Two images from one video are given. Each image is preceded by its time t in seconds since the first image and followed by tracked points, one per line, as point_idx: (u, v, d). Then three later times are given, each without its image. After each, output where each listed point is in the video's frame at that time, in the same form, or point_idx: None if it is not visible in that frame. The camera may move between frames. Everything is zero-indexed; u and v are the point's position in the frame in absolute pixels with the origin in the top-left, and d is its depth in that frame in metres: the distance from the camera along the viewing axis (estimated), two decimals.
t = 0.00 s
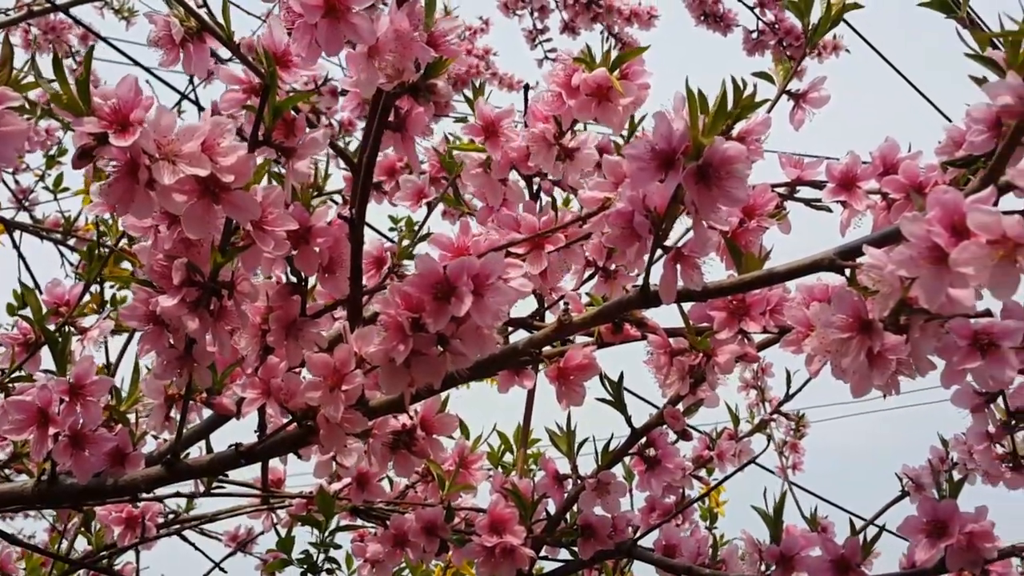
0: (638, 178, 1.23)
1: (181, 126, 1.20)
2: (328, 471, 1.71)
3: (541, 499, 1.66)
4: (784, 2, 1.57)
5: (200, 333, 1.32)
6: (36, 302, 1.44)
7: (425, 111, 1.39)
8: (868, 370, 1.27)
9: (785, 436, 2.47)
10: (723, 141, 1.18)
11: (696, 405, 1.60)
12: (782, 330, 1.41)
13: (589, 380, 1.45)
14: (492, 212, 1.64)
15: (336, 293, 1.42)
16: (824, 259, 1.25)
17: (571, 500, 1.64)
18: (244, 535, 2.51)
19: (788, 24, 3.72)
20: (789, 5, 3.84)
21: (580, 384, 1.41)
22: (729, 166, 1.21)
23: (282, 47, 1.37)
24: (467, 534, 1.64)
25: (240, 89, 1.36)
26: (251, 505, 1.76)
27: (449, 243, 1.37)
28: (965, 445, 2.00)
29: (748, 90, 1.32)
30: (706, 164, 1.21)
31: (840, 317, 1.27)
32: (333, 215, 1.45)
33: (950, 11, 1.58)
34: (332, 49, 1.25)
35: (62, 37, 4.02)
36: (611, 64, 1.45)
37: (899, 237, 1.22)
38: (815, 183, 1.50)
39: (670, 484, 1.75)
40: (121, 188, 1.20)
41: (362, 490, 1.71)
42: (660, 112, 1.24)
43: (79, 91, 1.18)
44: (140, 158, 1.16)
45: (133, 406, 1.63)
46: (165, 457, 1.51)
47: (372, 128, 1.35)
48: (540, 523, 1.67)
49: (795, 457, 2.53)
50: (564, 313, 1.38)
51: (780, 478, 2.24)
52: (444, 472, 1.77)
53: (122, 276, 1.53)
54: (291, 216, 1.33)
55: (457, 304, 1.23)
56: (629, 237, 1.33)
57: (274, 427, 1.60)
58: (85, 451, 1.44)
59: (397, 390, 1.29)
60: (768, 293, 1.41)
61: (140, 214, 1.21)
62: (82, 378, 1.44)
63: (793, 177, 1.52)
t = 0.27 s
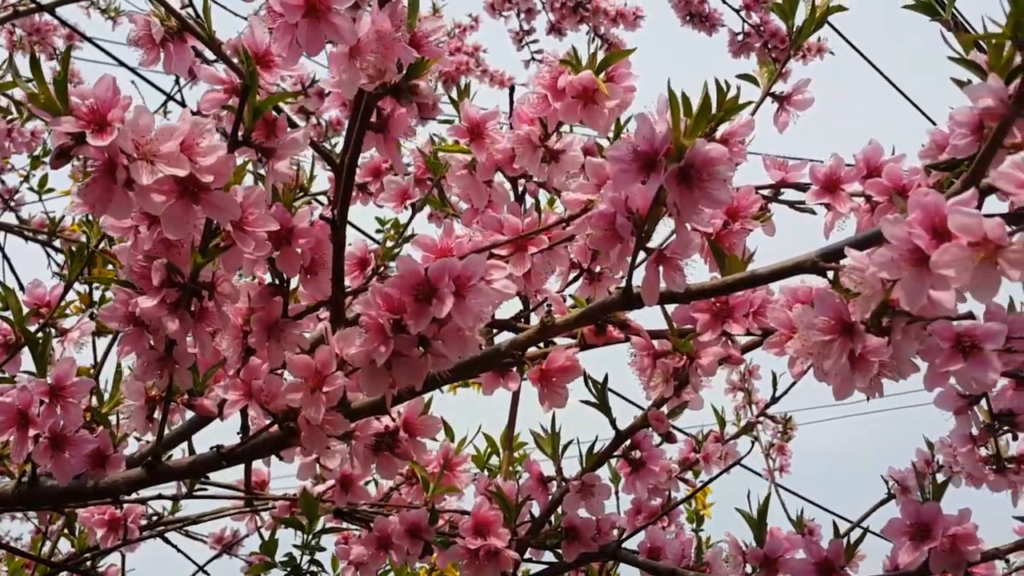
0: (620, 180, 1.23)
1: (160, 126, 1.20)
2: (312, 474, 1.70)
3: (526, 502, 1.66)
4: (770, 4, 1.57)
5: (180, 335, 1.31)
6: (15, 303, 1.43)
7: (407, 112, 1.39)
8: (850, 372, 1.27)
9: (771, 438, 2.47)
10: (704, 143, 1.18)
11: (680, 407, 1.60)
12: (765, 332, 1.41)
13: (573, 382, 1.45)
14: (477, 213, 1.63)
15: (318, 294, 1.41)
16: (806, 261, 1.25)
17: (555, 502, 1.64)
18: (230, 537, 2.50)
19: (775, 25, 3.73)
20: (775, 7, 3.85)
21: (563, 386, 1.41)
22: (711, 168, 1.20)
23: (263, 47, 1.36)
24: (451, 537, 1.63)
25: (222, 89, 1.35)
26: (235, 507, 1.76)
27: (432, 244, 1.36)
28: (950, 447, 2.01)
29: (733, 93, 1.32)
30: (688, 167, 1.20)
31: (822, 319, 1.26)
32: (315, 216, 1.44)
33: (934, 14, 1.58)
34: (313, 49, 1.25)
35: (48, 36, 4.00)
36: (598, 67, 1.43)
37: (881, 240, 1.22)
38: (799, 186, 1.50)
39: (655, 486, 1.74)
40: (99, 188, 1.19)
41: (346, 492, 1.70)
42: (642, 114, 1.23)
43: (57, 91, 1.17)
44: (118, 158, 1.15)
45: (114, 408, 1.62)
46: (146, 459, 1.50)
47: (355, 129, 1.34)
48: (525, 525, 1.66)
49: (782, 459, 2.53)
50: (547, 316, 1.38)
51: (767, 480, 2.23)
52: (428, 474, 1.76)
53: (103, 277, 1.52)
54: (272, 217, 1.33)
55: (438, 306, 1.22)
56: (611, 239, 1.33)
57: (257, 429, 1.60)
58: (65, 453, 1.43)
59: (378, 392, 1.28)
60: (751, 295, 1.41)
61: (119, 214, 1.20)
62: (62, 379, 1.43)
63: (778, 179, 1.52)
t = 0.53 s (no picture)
0: (606, 177, 1.22)
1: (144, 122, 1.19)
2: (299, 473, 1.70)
3: (514, 501, 1.65)
4: (756, 3, 1.57)
5: (165, 332, 1.30)
6: None
7: (394, 109, 1.39)
8: (835, 370, 1.27)
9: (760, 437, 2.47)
10: (689, 141, 1.18)
11: (668, 406, 1.60)
12: (751, 331, 1.41)
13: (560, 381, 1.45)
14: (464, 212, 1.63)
15: (305, 292, 1.41)
16: (792, 259, 1.25)
17: (543, 502, 1.63)
18: (218, 536, 2.49)
19: (763, 25, 3.74)
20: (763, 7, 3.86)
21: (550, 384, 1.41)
22: (696, 166, 1.20)
23: (250, 44, 1.36)
24: (439, 536, 1.63)
25: (207, 86, 1.34)
26: (222, 507, 1.75)
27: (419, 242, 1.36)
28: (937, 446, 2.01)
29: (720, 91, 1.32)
30: (674, 164, 1.20)
31: (807, 317, 1.26)
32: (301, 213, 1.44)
33: (918, 14, 1.59)
34: (298, 45, 1.25)
35: (36, 33, 3.98)
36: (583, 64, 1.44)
37: (866, 238, 1.22)
38: (786, 185, 1.51)
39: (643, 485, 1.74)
40: (82, 184, 1.19)
41: (333, 492, 1.70)
42: (628, 111, 1.23)
43: (40, 86, 1.16)
44: (102, 153, 1.15)
45: (100, 406, 1.61)
46: (131, 457, 1.49)
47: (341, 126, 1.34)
48: (512, 524, 1.66)
49: (771, 459, 2.54)
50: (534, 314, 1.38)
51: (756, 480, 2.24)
52: (416, 473, 1.76)
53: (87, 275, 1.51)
54: (258, 214, 1.32)
55: (424, 303, 1.22)
56: (597, 237, 1.33)
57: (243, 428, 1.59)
58: (50, 451, 1.42)
59: (364, 389, 1.28)
60: (737, 294, 1.41)
61: (102, 210, 1.19)
62: (46, 377, 1.42)
63: (765, 179, 1.53)
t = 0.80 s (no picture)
0: (583, 181, 1.22)
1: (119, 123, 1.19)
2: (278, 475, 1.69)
3: (494, 504, 1.65)
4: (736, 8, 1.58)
5: (141, 334, 1.30)
6: None
7: (373, 111, 1.38)
8: (811, 375, 1.28)
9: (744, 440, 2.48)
10: (665, 146, 1.18)
11: (647, 409, 1.60)
12: (729, 335, 1.42)
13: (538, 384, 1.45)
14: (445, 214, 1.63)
15: (283, 295, 1.40)
16: (767, 265, 1.25)
17: (522, 505, 1.63)
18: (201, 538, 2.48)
19: (751, 30, 3.75)
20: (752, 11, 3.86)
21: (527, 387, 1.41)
22: (672, 172, 1.20)
23: (228, 45, 1.36)
24: (418, 539, 1.62)
25: (185, 87, 1.34)
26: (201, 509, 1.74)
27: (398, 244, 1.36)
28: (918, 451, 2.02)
29: (700, 96, 1.31)
30: (650, 169, 1.20)
31: (782, 322, 1.27)
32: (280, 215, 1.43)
33: (899, 20, 1.60)
34: (274, 47, 1.25)
35: (23, 32, 3.97)
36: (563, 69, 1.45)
37: (841, 244, 1.22)
38: (765, 189, 1.51)
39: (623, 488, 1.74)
40: (56, 184, 1.18)
41: (313, 494, 1.69)
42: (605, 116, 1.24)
43: (14, 86, 1.16)
44: (76, 154, 1.14)
45: (77, 408, 1.60)
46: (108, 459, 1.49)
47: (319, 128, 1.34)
48: (492, 527, 1.66)
49: (755, 462, 2.54)
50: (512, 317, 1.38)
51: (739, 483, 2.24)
52: (396, 476, 1.75)
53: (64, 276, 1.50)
54: (235, 215, 1.32)
55: (400, 306, 1.22)
56: (574, 240, 1.33)
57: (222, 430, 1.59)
58: (25, 453, 1.42)
59: (340, 392, 1.27)
60: (716, 298, 1.41)
61: (76, 211, 1.19)
62: (22, 379, 1.41)
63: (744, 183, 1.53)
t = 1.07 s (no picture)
0: (555, 183, 1.22)
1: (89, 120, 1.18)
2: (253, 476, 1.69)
3: (469, 505, 1.65)
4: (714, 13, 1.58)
5: (111, 333, 1.29)
6: None
7: (347, 111, 1.38)
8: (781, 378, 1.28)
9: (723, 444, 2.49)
10: (636, 149, 1.17)
11: (622, 412, 1.60)
12: (702, 338, 1.42)
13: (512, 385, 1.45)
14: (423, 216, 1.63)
15: (256, 295, 1.40)
16: (738, 268, 1.26)
17: (498, 506, 1.63)
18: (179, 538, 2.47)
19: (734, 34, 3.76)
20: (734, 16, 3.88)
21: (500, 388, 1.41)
22: (643, 174, 1.20)
23: (203, 44, 1.36)
24: (393, 540, 1.62)
25: (159, 86, 1.34)
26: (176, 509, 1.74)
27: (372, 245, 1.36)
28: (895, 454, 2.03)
29: (674, 99, 1.31)
30: (621, 171, 1.20)
31: (752, 325, 1.28)
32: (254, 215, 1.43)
33: (874, 27, 1.61)
34: (247, 46, 1.25)
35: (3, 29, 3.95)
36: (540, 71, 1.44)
37: (809, 248, 1.23)
38: (740, 194, 1.52)
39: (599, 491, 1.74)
40: (26, 182, 1.18)
41: (288, 495, 1.69)
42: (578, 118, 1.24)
43: None
44: (45, 152, 1.14)
45: (50, 407, 1.60)
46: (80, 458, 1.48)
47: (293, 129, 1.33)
48: (468, 529, 1.66)
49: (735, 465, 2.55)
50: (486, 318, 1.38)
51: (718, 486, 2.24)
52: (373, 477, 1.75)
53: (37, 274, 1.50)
54: (207, 215, 1.32)
55: (372, 307, 1.22)
56: (546, 242, 1.33)
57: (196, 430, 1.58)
58: None
59: (311, 392, 1.27)
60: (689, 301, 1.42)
61: (46, 209, 1.18)
62: None
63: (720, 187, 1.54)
